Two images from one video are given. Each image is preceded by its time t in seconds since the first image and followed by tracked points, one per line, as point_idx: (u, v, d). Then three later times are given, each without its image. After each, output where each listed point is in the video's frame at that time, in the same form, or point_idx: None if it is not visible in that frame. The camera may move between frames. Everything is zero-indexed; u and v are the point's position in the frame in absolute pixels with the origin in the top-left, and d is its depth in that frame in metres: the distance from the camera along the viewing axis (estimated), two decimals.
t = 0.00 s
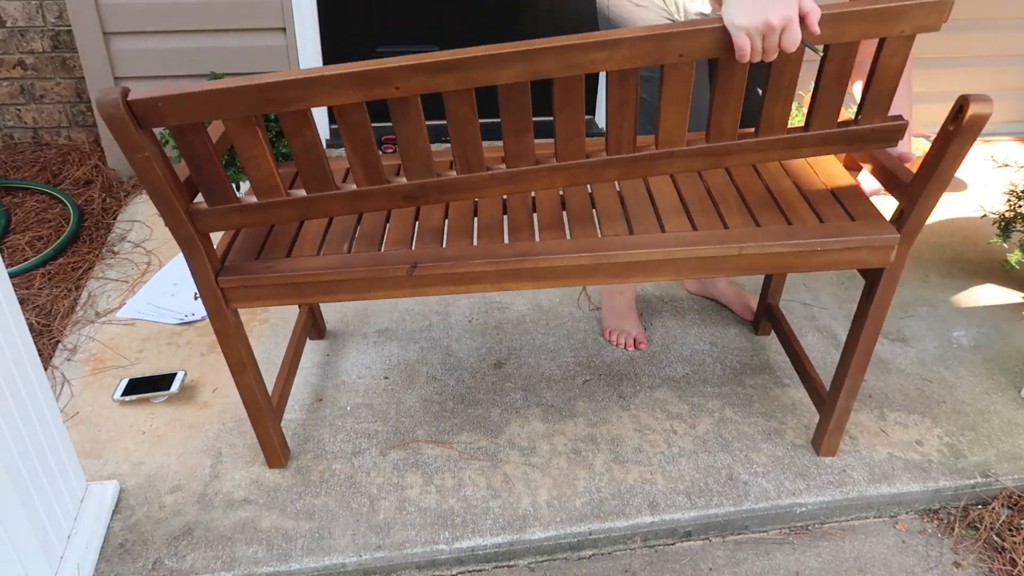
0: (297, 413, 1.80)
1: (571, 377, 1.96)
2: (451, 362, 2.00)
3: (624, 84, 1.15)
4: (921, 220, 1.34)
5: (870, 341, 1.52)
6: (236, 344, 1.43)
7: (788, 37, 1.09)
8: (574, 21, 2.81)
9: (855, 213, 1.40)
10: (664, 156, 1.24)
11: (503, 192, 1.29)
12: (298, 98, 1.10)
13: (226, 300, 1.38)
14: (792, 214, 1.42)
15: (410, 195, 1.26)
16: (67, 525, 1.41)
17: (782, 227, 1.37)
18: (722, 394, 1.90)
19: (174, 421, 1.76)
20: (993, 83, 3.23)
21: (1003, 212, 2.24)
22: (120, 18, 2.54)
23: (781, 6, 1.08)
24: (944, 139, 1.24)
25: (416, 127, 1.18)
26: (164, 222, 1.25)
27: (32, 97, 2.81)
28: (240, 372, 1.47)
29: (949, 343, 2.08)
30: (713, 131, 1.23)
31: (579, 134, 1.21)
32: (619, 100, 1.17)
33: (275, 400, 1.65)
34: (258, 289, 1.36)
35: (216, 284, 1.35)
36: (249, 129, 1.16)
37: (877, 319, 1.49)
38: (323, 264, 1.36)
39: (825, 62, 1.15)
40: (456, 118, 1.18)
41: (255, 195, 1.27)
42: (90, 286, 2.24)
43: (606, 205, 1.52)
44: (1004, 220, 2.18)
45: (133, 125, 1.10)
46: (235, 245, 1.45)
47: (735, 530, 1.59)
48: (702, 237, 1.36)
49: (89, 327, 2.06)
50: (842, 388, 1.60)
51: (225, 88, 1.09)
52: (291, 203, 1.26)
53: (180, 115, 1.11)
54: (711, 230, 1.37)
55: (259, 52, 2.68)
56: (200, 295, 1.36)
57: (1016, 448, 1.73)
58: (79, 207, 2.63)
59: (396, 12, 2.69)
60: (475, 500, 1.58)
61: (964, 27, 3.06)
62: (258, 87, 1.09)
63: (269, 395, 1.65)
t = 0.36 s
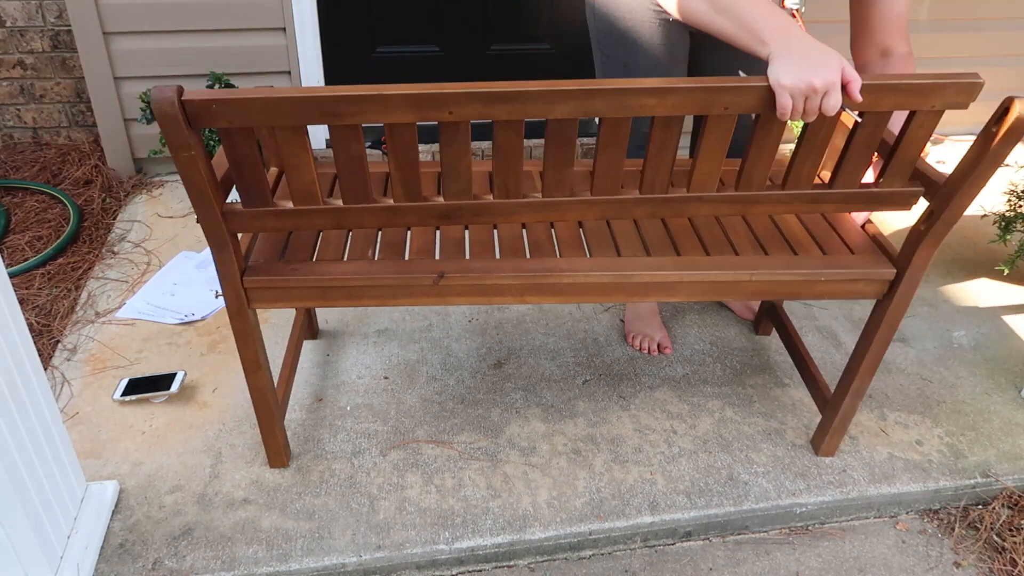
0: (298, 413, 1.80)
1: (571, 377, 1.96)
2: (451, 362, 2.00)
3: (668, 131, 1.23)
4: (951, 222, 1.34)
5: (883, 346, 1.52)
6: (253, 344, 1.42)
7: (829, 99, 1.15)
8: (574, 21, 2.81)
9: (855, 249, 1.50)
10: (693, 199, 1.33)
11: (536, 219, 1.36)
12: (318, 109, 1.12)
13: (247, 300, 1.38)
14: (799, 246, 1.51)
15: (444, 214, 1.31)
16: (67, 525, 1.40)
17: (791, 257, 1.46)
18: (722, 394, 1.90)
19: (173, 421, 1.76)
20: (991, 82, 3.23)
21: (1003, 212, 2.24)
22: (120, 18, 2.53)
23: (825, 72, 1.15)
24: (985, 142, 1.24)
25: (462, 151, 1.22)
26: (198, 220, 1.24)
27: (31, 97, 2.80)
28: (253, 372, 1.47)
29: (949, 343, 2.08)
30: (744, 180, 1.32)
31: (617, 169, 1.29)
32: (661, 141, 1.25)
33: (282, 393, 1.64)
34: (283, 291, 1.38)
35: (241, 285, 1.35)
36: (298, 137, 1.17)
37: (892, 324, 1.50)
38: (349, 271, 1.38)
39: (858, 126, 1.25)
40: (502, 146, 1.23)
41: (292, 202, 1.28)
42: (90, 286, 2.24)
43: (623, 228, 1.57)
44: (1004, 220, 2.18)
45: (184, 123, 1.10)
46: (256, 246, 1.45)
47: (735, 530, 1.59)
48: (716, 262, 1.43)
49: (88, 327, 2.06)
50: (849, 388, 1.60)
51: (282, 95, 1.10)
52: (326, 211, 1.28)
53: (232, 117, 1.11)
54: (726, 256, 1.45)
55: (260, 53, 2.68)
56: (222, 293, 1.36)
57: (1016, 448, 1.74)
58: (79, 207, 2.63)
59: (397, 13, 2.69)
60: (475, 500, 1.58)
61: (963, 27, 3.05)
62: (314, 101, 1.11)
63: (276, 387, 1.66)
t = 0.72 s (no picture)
0: (298, 413, 1.80)
1: (571, 377, 1.96)
2: (451, 362, 2.00)
3: (666, 125, 1.23)
4: (952, 222, 1.35)
5: (885, 346, 1.53)
6: (252, 345, 1.42)
7: (826, 94, 1.16)
8: (574, 21, 2.81)
9: (854, 258, 1.50)
10: (692, 193, 1.33)
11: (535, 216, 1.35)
12: (316, 107, 1.12)
13: (247, 299, 1.38)
14: (798, 252, 1.51)
15: (444, 212, 1.31)
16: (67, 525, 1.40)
17: (789, 264, 1.47)
18: (722, 394, 1.90)
19: (174, 421, 1.76)
20: (992, 82, 3.23)
21: (1003, 211, 2.24)
22: (120, 18, 2.53)
23: (823, 65, 1.15)
24: (986, 141, 1.25)
25: (461, 147, 1.22)
26: (198, 220, 1.24)
27: (32, 97, 2.80)
28: (252, 373, 1.47)
29: (949, 343, 2.08)
30: (741, 173, 1.32)
31: (616, 165, 1.29)
32: (658, 135, 1.25)
33: (281, 395, 1.64)
34: (282, 291, 1.38)
35: (241, 284, 1.35)
36: (297, 136, 1.17)
37: (893, 326, 1.50)
38: (349, 271, 1.38)
39: (853, 118, 1.25)
40: (500, 142, 1.23)
41: (291, 200, 1.28)
42: (90, 286, 2.24)
43: (623, 232, 1.57)
44: (1005, 219, 2.17)
45: (183, 122, 1.10)
46: (257, 247, 1.46)
47: (735, 530, 1.59)
48: (715, 268, 1.43)
49: (88, 327, 2.06)
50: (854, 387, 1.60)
51: (280, 94, 1.09)
52: (326, 209, 1.28)
53: (232, 117, 1.11)
54: (724, 262, 1.45)
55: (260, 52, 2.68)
56: (222, 293, 1.35)
57: (1016, 448, 1.74)
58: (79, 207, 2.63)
59: (398, 12, 2.69)
60: (475, 500, 1.58)
61: (964, 28, 3.06)
62: (313, 98, 1.10)
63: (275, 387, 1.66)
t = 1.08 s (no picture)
0: (298, 413, 1.80)
1: (571, 377, 1.96)
2: (451, 362, 2.00)
3: (666, 124, 1.24)
4: (949, 222, 1.35)
5: (885, 347, 1.53)
6: (252, 345, 1.42)
7: (826, 93, 1.16)
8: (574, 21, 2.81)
9: (854, 258, 1.50)
10: (692, 192, 1.33)
11: (534, 214, 1.35)
12: (316, 107, 1.12)
13: (247, 299, 1.38)
14: (798, 252, 1.51)
15: (443, 211, 1.31)
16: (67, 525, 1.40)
17: (789, 264, 1.47)
18: (722, 394, 1.90)
19: (174, 421, 1.76)
20: (991, 82, 3.24)
21: (1002, 212, 2.24)
22: (120, 18, 2.53)
23: (822, 63, 1.16)
24: (981, 140, 1.24)
25: (461, 146, 1.22)
26: (198, 221, 1.24)
27: (31, 97, 2.80)
28: (253, 373, 1.47)
29: (949, 343, 2.08)
30: (741, 172, 1.32)
31: (614, 165, 1.29)
32: (658, 135, 1.25)
33: (281, 395, 1.65)
34: (282, 291, 1.38)
35: (241, 284, 1.35)
36: (297, 136, 1.17)
37: (893, 328, 1.50)
38: (349, 271, 1.38)
39: (853, 117, 1.25)
40: (500, 141, 1.23)
41: (291, 201, 1.28)
42: (90, 286, 2.24)
43: (623, 232, 1.57)
44: (1005, 219, 2.17)
45: (183, 123, 1.10)
46: (257, 247, 1.46)
47: (735, 530, 1.59)
48: (715, 269, 1.44)
49: (88, 327, 2.06)
50: (855, 388, 1.60)
51: (280, 94, 1.09)
52: (326, 209, 1.28)
53: (231, 117, 1.11)
54: (724, 262, 1.46)
55: (260, 52, 2.68)
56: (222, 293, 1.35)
57: (1016, 448, 1.74)
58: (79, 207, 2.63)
59: (398, 12, 2.69)
60: (475, 500, 1.58)
61: (964, 28, 3.06)
62: (313, 98, 1.10)
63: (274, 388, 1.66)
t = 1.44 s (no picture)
0: (298, 413, 1.80)
1: (571, 377, 1.96)
2: (451, 362, 2.00)
3: (661, 118, 1.24)
4: (944, 223, 1.35)
5: (883, 347, 1.53)
6: (250, 345, 1.42)
7: (819, 83, 1.16)
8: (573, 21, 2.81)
9: (851, 257, 1.50)
10: (687, 186, 1.33)
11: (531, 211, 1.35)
12: (311, 105, 1.12)
13: (244, 299, 1.38)
14: (795, 252, 1.51)
15: (440, 208, 1.31)
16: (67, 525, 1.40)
17: (786, 263, 1.47)
18: (722, 394, 1.90)
19: (174, 421, 1.76)
20: (991, 82, 3.24)
21: (1003, 211, 2.24)
22: (120, 18, 2.53)
23: (814, 54, 1.15)
24: (973, 141, 1.25)
25: (456, 143, 1.22)
26: (194, 220, 1.24)
27: (32, 97, 2.80)
28: (251, 374, 1.47)
29: (949, 343, 2.08)
30: (736, 167, 1.32)
31: (610, 161, 1.29)
32: (653, 130, 1.25)
33: (279, 395, 1.65)
34: (280, 291, 1.38)
35: (238, 284, 1.35)
36: (292, 135, 1.17)
37: (891, 327, 1.50)
38: (346, 272, 1.38)
39: (848, 108, 1.24)
40: (496, 138, 1.23)
41: (287, 199, 1.28)
42: (90, 286, 2.24)
43: (621, 232, 1.57)
44: (1005, 219, 2.17)
45: (177, 123, 1.10)
46: (254, 247, 1.46)
47: (735, 530, 1.59)
48: (713, 269, 1.44)
49: (89, 327, 2.06)
50: (854, 388, 1.60)
51: (274, 92, 1.09)
52: (321, 208, 1.28)
53: (225, 116, 1.11)
54: (722, 262, 1.46)
55: (259, 52, 2.68)
56: (219, 293, 1.35)
57: (1016, 448, 1.74)
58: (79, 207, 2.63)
59: (398, 12, 2.69)
60: (475, 500, 1.58)
61: (964, 27, 3.06)
62: (308, 96, 1.11)
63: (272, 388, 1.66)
